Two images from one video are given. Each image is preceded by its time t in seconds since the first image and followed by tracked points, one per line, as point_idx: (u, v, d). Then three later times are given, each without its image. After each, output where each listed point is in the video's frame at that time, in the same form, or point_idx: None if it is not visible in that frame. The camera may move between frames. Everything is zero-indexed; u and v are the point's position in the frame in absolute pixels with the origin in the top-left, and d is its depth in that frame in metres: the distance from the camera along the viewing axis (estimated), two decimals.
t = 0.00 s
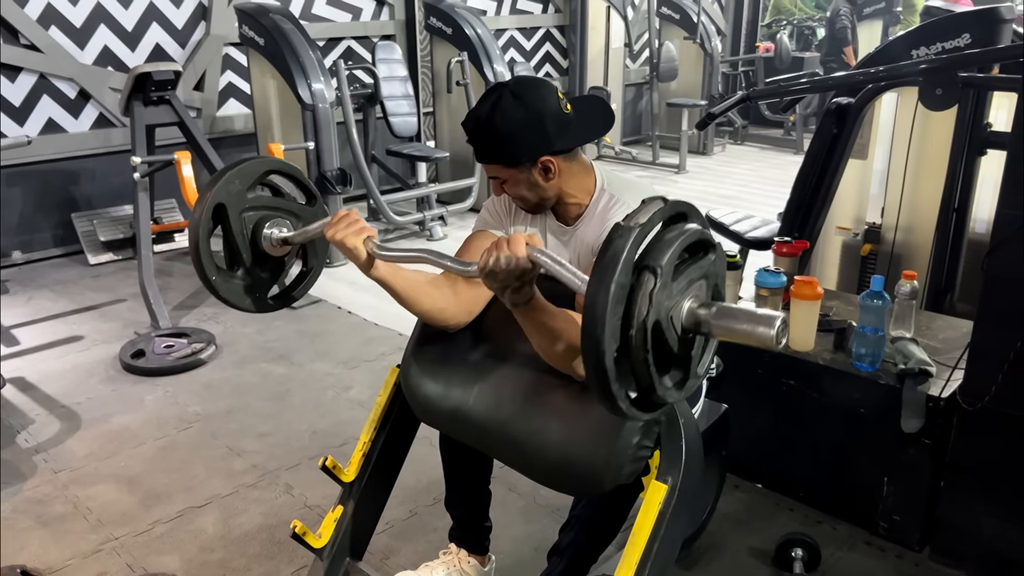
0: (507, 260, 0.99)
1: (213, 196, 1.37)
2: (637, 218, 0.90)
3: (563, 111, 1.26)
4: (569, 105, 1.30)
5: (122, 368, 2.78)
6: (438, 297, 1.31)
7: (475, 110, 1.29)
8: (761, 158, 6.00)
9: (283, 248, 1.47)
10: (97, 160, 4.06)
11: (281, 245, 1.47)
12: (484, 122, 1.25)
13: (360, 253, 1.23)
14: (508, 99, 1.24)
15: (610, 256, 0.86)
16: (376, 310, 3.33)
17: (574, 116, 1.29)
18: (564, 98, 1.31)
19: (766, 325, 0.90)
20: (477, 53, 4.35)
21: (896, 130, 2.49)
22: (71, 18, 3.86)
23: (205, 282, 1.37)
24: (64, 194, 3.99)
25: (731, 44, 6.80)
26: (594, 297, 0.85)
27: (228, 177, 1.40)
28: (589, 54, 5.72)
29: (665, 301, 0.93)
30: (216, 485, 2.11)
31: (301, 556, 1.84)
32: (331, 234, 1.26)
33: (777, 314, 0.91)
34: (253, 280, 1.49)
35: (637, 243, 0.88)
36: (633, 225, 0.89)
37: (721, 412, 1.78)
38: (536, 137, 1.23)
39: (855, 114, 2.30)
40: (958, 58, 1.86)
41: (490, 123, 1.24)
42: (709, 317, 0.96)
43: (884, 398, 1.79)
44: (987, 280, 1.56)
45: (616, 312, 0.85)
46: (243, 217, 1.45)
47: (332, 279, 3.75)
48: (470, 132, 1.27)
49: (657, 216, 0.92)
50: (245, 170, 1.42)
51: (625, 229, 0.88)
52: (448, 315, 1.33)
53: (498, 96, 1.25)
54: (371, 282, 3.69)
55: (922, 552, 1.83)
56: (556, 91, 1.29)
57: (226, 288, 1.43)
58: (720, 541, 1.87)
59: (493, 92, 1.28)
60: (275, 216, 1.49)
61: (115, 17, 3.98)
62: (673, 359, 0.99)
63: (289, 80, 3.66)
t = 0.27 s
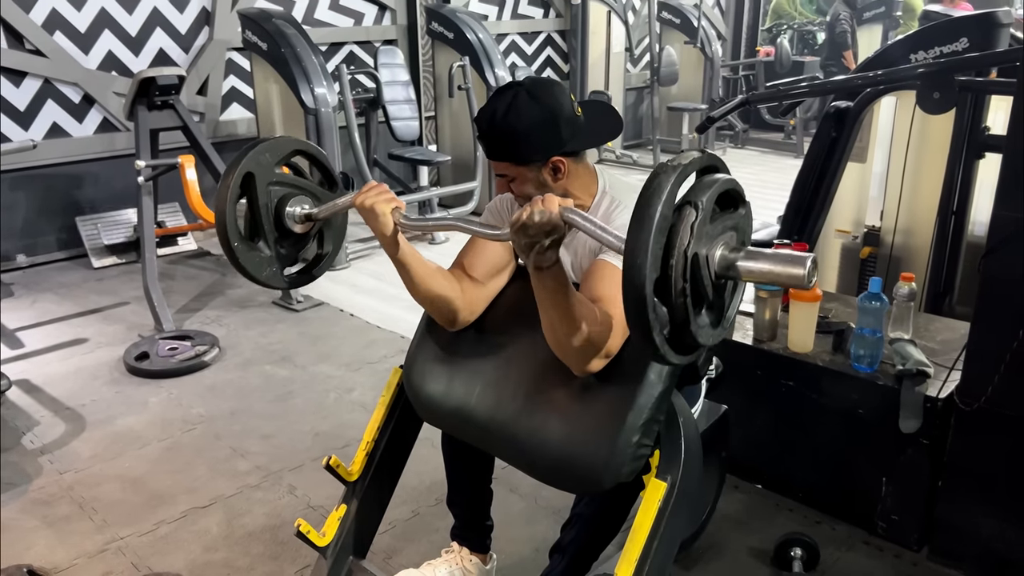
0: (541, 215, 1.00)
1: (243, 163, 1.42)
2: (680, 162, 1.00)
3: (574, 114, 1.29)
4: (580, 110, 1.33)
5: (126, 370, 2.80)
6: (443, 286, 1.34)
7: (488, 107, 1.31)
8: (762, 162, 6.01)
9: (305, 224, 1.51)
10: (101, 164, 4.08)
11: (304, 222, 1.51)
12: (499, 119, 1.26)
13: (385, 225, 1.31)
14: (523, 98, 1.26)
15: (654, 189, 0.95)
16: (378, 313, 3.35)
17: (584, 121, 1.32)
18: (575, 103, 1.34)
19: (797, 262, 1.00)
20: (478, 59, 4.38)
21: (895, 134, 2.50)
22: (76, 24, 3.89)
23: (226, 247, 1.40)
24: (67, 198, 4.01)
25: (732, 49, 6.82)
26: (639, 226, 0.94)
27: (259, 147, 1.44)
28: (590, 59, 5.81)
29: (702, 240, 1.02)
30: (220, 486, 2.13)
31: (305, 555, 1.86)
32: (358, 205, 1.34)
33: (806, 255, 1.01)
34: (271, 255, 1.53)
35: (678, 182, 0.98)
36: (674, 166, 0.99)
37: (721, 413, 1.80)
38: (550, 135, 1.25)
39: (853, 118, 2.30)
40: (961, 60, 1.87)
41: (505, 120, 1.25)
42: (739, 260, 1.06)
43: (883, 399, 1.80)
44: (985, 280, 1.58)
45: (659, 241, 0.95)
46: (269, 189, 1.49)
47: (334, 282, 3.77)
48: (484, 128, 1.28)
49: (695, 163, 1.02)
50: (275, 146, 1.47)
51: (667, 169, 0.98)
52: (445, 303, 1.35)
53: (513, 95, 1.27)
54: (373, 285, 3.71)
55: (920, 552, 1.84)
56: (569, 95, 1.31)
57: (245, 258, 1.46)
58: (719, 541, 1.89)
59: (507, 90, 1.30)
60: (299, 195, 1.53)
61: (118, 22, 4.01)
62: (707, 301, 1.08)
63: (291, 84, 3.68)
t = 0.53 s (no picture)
0: (560, 192, 0.99)
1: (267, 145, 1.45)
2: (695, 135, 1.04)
3: (577, 119, 1.31)
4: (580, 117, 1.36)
5: (131, 373, 2.82)
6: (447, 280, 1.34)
7: (492, 116, 1.33)
8: (763, 166, 6.04)
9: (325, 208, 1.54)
10: (106, 168, 4.11)
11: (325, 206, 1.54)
12: (505, 126, 1.28)
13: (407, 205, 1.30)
14: (526, 105, 1.28)
15: (672, 158, 0.99)
16: (381, 316, 3.37)
17: (585, 126, 1.34)
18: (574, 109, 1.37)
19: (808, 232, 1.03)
20: (481, 63, 4.40)
21: (895, 138, 2.51)
22: (81, 29, 3.92)
23: (249, 226, 1.43)
24: (73, 202, 4.04)
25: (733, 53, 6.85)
26: (659, 192, 0.98)
27: (281, 133, 1.48)
28: (592, 63, 5.85)
29: (717, 209, 1.06)
30: (225, 488, 2.15)
31: (309, 556, 1.88)
32: (378, 178, 1.33)
33: (816, 225, 1.04)
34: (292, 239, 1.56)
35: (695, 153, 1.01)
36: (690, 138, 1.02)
37: (721, 415, 1.82)
38: (555, 141, 1.27)
39: (853, 122, 2.34)
40: (962, 66, 1.89)
41: (510, 127, 1.27)
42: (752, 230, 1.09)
43: (881, 401, 1.82)
44: (984, 282, 1.60)
45: (677, 207, 0.98)
46: (291, 174, 1.52)
47: (337, 285, 3.79)
48: (490, 137, 1.30)
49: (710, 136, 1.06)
50: (298, 131, 1.52)
51: (683, 141, 1.02)
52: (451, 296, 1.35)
53: (517, 102, 1.30)
54: (375, 289, 3.73)
55: (919, 553, 1.86)
56: (569, 101, 1.34)
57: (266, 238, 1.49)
58: (720, 542, 1.90)
59: (510, 99, 1.32)
60: (319, 179, 1.56)
61: (124, 28, 4.04)
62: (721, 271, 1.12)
63: (295, 89, 3.71)
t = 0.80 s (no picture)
0: (577, 177, 1.07)
1: (295, 130, 1.49)
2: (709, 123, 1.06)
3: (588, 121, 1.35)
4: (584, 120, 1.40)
5: (137, 375, 2.84)
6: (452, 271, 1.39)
7: (511, 119, 1.32)
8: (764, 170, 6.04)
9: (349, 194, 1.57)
10: (111, 173, 4.14)
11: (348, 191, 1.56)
12: (535, 127, 1.28)
13: (426, 192, 1.39)
14: (549, 104, 1.30)
15: (686, 145, 1.02)
16: (385, 319, 3.39)
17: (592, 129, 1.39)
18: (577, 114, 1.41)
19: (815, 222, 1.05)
20: (483, 67, 4.43)
21: (896, 142, 2.53)
22: (88, 35, 3.95)
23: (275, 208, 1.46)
24: (79, 206, 4.07)
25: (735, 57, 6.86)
26: (671, 177, 1.00)
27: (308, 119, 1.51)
28: (594, 68, 5.87)
29: (728, 197, 1.08)
30: (230, 488, 2.17)
31: (314, 555, 1.90)
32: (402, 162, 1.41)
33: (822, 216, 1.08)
34: (316, 223, 1.59)
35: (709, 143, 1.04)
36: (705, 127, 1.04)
37: (722, 416, 1.84)
38: (578, 137, 1.30)
39: (853, 126, 2.36)
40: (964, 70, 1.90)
41: (541, 126, 1.28)
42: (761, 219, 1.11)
43: (881, 402, 1.84)
44: (981, 283, 1.61)
45: (689, 194, 1.01)
46: (316, 160, 1.55)
47: (341, 288, 3.81)
48: (520, 138, 1.29)
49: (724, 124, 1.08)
50: (325, 118, 1.55)
51: (697, 131, 1.04)
52: (458, 286, 1.39)
53: (538, 102, 1.31)
54: (378, 292, 3.76)
55: (919, 553, 1.87)
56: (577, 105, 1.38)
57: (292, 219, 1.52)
58: (721, 542, 1.92)
59: (526, 101, 1.33)
60: (344, 166, 1.59)
61: (129, 33, 4.08)
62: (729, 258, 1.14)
63: (299, 94, 3.74)
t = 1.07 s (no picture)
0: (589, 175, 1.11)
1: (321, 122, 1.51)
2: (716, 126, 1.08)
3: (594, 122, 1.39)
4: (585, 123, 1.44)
5: (142, 377, 2.87)
6: (459, 267, 1.42)
7: (523, 114, 1.34)
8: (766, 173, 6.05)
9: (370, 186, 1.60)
10: (116, 177, 4.17)
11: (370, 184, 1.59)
12: (549, 121, 1.30)
13: (444, 183, 1.40)
14: (562, 101, 1.32)
15: (694, 147, 1.04)
16: (388, 321, 3.42)
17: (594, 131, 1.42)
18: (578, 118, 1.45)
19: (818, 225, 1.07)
20: (485, 71, 4.46)
21: (896, 144, 2.54)
22: (93, 40, 3.99)
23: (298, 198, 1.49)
24: (84, 210, 4.10)
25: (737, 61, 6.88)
26: (678, 178, 1.02)
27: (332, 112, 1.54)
28: (595, 72, 5.89)
29: (735, 199, 1.10)
30: (234, 489, 2.19)
31: (318, 554, 1.92)
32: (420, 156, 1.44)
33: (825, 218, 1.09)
34: (337, 213, 1.61)
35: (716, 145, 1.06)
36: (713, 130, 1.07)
37: (722, 416, 1.86)
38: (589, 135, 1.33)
39: (851, 129, 2.37)
40: (963, 72, 1.91)
41: (555, 119, 1.30)
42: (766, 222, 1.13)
43: (879, 402, 1.85)
44: (978, 283, 1.63)
45: (695, 195, 1.03)
46: (340, 152, 1.57)
47: (344, 291, 3.84)
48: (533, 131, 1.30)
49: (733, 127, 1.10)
50: (349, 112, 1.57)
51: (704, 134, 1.06)
52: (464, 281, 1.41)
53: (551, 99, 1.33)
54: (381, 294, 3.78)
55: (918, 551, 1.89)
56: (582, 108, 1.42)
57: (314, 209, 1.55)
58: (721, 542, 1.93)
59: (537, 98, 1.35)
60: (366, 159, 1.62)
61: (134, 38, 4.11)
62: (734, 259, 1.16)
63: (302, 98, 3.76)
